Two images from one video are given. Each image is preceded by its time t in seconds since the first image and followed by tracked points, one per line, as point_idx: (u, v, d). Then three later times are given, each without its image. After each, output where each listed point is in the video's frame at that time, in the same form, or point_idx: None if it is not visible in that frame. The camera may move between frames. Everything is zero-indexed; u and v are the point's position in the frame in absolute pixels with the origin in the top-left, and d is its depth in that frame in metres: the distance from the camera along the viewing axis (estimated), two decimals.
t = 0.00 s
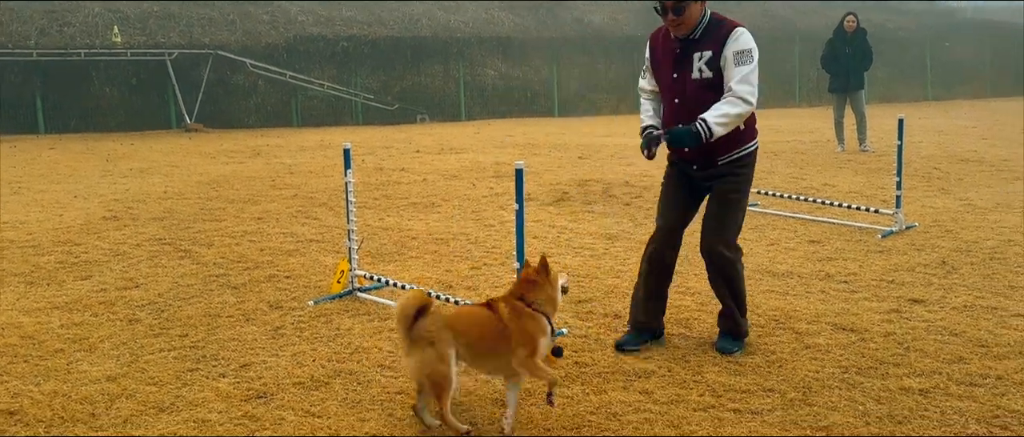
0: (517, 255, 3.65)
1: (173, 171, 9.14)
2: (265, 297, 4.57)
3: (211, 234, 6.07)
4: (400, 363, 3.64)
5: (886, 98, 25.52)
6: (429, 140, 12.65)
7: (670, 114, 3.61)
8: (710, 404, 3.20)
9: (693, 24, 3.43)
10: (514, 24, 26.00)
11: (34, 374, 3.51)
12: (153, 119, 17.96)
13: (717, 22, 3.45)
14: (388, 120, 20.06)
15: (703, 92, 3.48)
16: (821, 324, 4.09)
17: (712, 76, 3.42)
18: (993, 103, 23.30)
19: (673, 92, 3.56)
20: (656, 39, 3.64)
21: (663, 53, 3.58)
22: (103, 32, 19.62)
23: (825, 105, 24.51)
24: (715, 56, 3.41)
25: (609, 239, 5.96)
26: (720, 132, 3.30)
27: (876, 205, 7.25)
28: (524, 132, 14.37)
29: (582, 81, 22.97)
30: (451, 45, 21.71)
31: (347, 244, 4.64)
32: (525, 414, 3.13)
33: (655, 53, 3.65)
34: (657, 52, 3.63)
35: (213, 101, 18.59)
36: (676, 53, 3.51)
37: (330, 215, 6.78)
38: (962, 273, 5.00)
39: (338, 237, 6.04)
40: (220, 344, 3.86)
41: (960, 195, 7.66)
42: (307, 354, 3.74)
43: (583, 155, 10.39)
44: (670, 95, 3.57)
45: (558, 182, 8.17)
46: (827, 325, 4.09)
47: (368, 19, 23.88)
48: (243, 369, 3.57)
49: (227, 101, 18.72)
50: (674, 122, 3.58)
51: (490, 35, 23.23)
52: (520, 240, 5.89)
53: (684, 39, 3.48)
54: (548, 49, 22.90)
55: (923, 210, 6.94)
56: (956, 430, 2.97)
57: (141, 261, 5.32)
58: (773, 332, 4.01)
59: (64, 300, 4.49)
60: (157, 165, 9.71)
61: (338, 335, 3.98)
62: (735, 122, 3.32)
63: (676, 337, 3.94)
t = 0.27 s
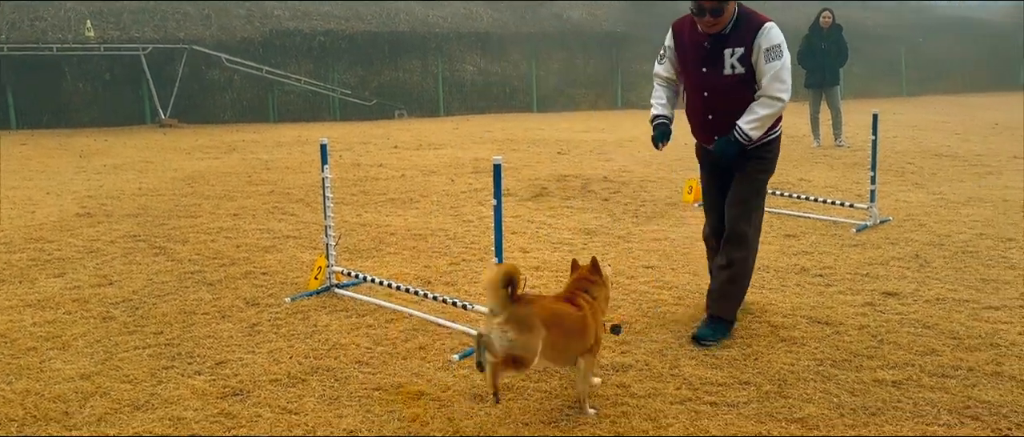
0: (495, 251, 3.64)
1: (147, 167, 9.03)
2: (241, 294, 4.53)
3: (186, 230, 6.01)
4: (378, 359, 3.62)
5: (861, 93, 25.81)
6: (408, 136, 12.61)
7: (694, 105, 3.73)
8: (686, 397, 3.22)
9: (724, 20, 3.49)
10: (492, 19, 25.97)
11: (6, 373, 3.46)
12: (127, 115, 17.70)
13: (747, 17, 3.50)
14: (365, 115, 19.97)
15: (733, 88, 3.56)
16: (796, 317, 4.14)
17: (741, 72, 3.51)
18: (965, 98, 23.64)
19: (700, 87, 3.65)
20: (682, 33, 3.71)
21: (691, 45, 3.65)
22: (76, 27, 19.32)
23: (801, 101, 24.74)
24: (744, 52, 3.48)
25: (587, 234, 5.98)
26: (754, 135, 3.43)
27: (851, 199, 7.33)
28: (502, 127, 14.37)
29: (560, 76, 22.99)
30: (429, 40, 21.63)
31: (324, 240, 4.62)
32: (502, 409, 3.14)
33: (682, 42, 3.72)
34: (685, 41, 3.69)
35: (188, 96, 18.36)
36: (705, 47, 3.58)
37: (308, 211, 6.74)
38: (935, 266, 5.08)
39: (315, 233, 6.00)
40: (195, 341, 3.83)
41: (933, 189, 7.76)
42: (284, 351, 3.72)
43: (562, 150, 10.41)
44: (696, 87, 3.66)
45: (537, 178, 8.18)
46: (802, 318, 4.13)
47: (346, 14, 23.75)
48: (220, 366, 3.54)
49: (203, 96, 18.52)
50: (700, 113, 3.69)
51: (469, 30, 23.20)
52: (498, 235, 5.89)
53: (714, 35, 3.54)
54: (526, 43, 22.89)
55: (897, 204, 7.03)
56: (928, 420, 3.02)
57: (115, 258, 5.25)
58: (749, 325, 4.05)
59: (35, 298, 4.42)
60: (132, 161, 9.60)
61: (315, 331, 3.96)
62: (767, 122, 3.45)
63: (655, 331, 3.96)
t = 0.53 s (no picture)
0: (466, 249, 3.63)
1: (112, 165, 8.88)
2: (209, 293, 4.48)
3: (152, 229, 5.93)
4: (348, 358, 3.60)
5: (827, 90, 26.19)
6: (378, 133, 12.54)
7: (727, 108, 3.76)
8: (655, 391, 3.25)
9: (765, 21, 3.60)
10: (463, 16, 25.90)
11: None
12: (90, 112, 17.36)
13: (777, 17, 3.65)
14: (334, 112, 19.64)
15: (776, 85, 3.68)
16: (763, 312, 4.19)
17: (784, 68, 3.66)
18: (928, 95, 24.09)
19: (737, 89, 3.70)
20: (704, 41, 3.69)
21: (724, 52, 3.67)
22: (37, 22, 18.91)
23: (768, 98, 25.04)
24: (785, 49, 3.64)
25: (559, 230, 6.00)
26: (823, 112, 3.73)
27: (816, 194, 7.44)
28: (473, 124, 14.36)
29: (530, 73, 22.97)
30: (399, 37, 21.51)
31: (292, 238, 4.58)
32: (473, 406, 3.14)
33: (706, 52, 3.70)
34: (711, 50, 3.69)
35: (154, 93, 18.04)
36: (743, 50, 3.64)
37: (276, 208, 6.68)
38: (898, 260, 5.17)
39: (283, 231, 5.95)
40: (161, 341, 3.78)
41: (897, 184, 7.90)
42: (252, 350, 3.69)
43: (533, 147, 10.42)
44: (735, 91, 3.70)
45: (508, 175, 8.19)
46: (769, 312, 4.19)
47: (315, 11, 23.54)
48: (186, 366, 3.50)
49: (169, 93, 18.22)
50: (741, 116, 3.73)
51: (439, 27, 23.11)
52: (469, 232, 5.89)
53: (752, 38, 3.61)
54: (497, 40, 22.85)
55: (861, 200, 7.15)
56: (890, 412, 3.08)
57: (78, 257, 5.16)
58: (717, 320, 4.09)
59: None
60: (96, 159, 9.43)
61: (284, 331, 3.92)
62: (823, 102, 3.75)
63: (625, 326, 3.99)
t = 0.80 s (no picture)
0: (428, 247, 3.61)
1: (64, 164, 8.67)
2: (166, 294, 4.40)
3: (107, 229, 5.80)
4: (308, 358, 3.57)
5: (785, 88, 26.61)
6: (340, 130, 12.43)
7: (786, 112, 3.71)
8: (618, 387, 3.27)
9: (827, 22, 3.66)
10: (426, 12, 25.79)
11: None
12: (43, 109, 16.93)
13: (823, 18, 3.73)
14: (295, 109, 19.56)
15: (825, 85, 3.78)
16: (722, 306, 4.24)
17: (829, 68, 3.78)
18: (882, 93, 24.59)
19: (796, 92, 3.67)
20: (774, 45, 3.54)
21: (796, 54, 3.59)
22: None
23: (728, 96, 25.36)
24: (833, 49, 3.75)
25: (522, 228, 6.00)
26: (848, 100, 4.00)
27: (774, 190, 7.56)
28: (436, 121, 14.32)
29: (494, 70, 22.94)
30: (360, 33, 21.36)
31: (251, 237, 4.51)
32: (435, 404, 3.13)
33: (782, 55, 3.56)
34: (785, 52, 3.57)
35: (109, 89, 17.65)
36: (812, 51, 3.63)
37: (236, 207, 6.58)
38: (854, 255, 5.27)
39: (242, 230, 5.86)
40: (117, 343, 3.70)
41: (852, 180, 8.06)
42: (211, 351, 3.63)
43: (496, 144, 10.42)
44: (800, 92, 3.67)
45: (471, 172, 8.17)
46: (728, 307, 4.24)
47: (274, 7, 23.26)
48: (142, 368, 3.43)
49: (124, 89, 17.85)
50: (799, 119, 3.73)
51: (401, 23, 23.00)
52: (431, 230, 5.87)
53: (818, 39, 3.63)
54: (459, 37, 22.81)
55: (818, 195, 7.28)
56: (846, 403, 3.14)
57: (30, 258, 5.03)
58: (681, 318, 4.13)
59: None
60: (48, 157, 9.20)
61: (243, 331, 3.87)
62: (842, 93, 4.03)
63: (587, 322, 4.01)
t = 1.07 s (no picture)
0: (382, 246, 3.58)
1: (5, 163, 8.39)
2: (113, 296, 4.29)
3: (51, 230, 5.64)
4: (260, 360, 3.51)
5: (740, 86, 27.00)
6: (294, 128, 12.26)
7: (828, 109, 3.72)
8: (572, 383, 3.28)
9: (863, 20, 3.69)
10: (382, 9, 25.59)
11: None
12: None
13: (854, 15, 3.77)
14: (248, 107, 19.25)
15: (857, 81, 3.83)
16: (675, 302, 4.29)
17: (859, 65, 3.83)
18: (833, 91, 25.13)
19: (842, 88, 3.69)
20: (824, 43, 3.54)
21: (841, 52, 3.61)
22: None
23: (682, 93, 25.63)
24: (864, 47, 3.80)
25: (478, 226, 5.99)
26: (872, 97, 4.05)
27: (727, 187, 7.66)
28: (392, 119, 14.21)
29: (451, 67, 22.86)
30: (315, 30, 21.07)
31: (201, 238, 4.42)
32: (389, 405, 3.10)
33: (831, 52, 3.57)
34: (833, 49, 3.58)
35: (54, 87, 17.11)
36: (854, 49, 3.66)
37: (186, 207, 6.45)
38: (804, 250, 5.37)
39: (192, 231, 5.75)
40: (61, 348, 3.60)
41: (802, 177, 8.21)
42: (159, 354, 3.55)
43: (453, 143, 10.38)
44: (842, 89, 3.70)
45: (427, 171, 8.13)
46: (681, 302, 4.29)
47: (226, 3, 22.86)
48: (87, 373, 3.34)
49: (70, 87, 17.35)
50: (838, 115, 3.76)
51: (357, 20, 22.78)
52: (386, 230, 5.82)
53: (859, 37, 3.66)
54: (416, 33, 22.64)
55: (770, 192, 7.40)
56: (796, 396, 3.19)
57: None
58: (637, 314, 4.16)
59: None
60: None
61: (192, 334, 3.79)
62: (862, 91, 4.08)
63: (543, 320, 4.02)
